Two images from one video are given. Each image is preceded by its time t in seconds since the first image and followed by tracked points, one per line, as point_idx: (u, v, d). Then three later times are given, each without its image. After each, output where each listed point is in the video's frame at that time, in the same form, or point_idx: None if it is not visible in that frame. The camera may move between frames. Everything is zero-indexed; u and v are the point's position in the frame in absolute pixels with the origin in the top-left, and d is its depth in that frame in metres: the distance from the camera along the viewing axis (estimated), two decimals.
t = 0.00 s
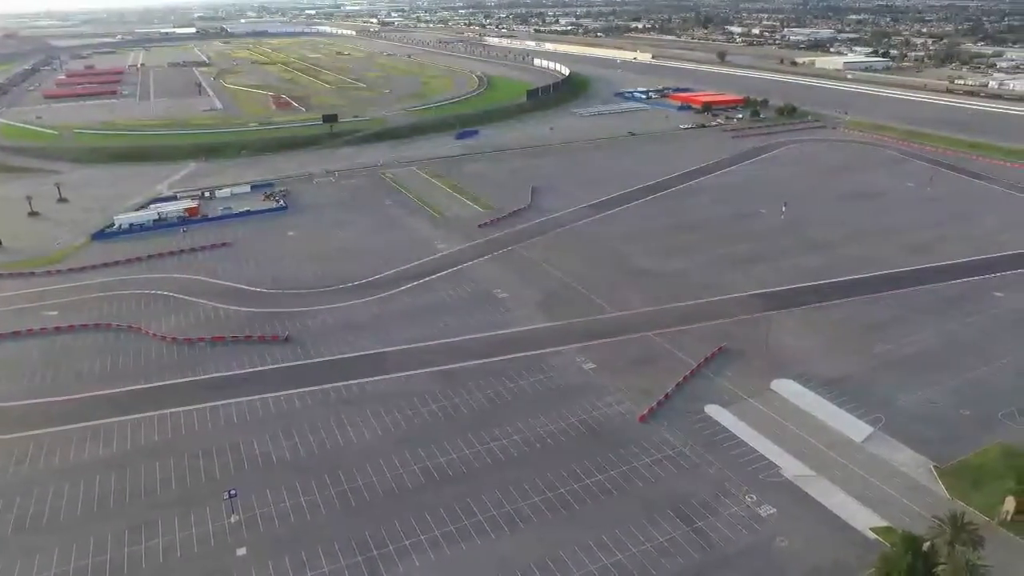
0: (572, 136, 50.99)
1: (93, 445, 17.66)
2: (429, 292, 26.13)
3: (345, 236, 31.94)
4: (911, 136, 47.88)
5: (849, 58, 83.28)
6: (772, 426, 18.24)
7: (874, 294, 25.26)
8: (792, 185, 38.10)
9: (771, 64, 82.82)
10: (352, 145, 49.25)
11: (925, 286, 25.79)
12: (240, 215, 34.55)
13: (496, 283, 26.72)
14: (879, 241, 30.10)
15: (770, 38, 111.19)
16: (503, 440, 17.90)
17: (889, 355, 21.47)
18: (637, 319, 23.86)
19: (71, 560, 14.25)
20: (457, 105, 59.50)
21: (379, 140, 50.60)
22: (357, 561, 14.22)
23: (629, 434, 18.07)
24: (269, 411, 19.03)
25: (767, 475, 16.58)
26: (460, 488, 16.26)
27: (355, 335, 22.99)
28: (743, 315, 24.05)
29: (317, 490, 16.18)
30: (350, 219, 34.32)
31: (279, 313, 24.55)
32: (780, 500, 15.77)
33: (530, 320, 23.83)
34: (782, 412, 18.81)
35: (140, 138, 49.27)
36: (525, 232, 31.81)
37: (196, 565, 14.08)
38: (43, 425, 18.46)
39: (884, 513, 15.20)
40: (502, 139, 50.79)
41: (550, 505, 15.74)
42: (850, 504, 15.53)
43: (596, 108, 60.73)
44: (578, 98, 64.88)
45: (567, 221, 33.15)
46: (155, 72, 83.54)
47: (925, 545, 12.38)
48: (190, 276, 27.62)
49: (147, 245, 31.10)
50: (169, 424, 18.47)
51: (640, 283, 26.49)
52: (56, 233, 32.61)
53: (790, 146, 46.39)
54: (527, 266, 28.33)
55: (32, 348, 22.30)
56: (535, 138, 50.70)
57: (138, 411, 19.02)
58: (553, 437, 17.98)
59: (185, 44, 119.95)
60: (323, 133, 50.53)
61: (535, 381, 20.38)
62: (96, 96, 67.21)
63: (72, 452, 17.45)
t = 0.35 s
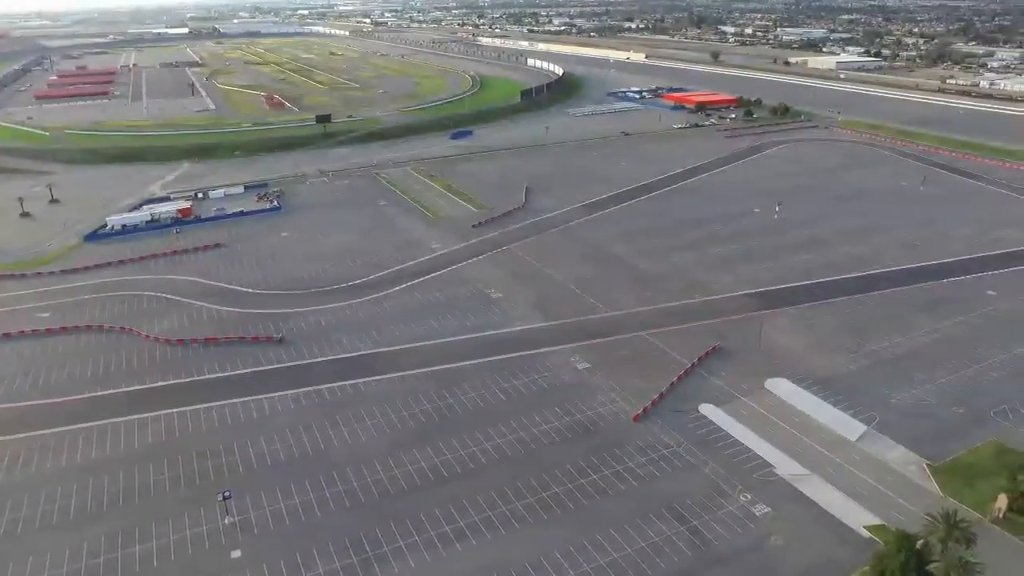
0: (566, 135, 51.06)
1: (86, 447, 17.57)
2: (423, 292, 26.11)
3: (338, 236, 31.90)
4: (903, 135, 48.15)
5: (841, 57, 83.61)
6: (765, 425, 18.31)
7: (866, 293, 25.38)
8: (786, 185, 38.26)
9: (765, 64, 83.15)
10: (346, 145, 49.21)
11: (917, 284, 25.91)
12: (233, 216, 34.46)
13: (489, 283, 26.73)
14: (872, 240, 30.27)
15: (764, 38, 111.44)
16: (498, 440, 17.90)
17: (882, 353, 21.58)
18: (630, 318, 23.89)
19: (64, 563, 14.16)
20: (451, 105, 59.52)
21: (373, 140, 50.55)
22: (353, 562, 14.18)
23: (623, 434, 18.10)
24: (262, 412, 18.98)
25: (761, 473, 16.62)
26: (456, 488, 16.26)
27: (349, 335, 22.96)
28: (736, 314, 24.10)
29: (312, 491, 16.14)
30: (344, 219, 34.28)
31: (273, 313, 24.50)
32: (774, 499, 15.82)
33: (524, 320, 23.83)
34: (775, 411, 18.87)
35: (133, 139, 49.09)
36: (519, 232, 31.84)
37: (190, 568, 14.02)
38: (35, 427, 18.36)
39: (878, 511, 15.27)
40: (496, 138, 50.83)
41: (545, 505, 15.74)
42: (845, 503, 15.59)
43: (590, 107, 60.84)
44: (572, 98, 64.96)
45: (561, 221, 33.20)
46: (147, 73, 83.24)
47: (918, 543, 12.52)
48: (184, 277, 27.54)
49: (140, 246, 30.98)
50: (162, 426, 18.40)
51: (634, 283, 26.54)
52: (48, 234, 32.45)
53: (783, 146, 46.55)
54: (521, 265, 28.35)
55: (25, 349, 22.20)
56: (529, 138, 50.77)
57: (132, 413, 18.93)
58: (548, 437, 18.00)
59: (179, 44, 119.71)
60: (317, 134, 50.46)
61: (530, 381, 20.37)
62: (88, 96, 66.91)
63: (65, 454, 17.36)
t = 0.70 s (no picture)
0: (563, 135, 51.06)
1: (82, 448, 17.50)
2: (420, 292, 26.08)
3: (334, 236, 31.85)
4: (899, 134, 48.30)
5: (836, 57, 83.80)
6: (762, 425, 18.32)
7: (861, 292, 25.42)
8: (781, 184, 38.32)
9: (761, 63, 83.33)
10: (342, 145, 49.13)
11: (913, 283, 25.98)
12: (229, 216, 34.36)
13: (486, 283, 26.71)
14: (867, 239, 30.32)
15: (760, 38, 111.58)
16: (495, 440, 17.89)
17: (878, 352, 21.63)
18: (627, 318, 23.91)
19: (60, 564, 14.11)
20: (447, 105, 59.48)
21: (369, 139, 50.49)
22: (350, 562, 14.17)
23: (620, 434, 18.11)
24: (258, 413, 18.93)
25: (758, 473, 16.65)
26: (453, 488, 16.25)
27: (346, 336, 22.93)
28: (732, 314, 24.14)
29: (309, 491, 16.12)
30: (340, 219, 34.21)
31: (269, 314, 24.44)
32: (771, 498, 15.84)
33: (521, 320, 23.82)
34: (772, 410, 18.89)
35: (128, 139, 48.93)
36: (515, 232, 31.82)
37: (187, 569, 13.98)
38: (30, 428, 18.28)
39: (875, 510, 15.30)
40: (492, 138, 50.80)
41: (542, 505, 15.73)
42: (841, 502, 15.61)
43: (586, 107, 60.85)
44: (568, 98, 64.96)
45: (557, 221, 33.20)
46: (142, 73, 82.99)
47: (914, 541, 12.57)
48: (179, 278, 27.45)
49: (136, 247, 30.88)
50: (158, 427, 18.34)
51: (630, 282, 26.55)
52: (44, 235, 32.34)
53: (778, 146, 46.63)
54: (517, 265, 28.34)
55: (20, 350, 22.10)
56: (525, 138, 50.75)
57: (128, 414, 18.87)
58: (545, 437, 17.99)
59: (175, 43, 119.42)
60: (313, 134, 50.36)
61: (526, 381, 20.37)
62: (83, 96, 66.68)
63: (61, 455, 17.29)
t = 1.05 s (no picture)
0: (553, 135, 51.08)
1: (70, 452, 17.35)
2: (411, 292, 26.04)
3: (324, 237, 31.73)
4: (887, 133, 48.61)
5: (825, 56, 84.20)
6: (752, 423, 18.40)
7: (850, 290, 25.58)
8: (770, 183, 38.49)
9: (751, 62, 83.63)
10: (332, 145, 48.95)
11: (901, 281, 26.17)
12: (218, 217, 34.17)
13: (476, 283, 26.68)
14: (856, 237, 30.52)
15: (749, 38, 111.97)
16: (486, 440, 17.88)
17: (866, 350, 21.78)
18: (617, 317, 23.95)
19: (48, 568, 13.98)
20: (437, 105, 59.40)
21: (359, 139, 50.35)
22: (341, 563, 14.12)
23: (611, 433, 18.14)
24: (249, 414, 18.84)
25: (748, 470, 16.72)
26: (444, 488, 16.22)
27: (336, 336, 22.85)
28: (722, 312, 24.24)
29: (299, 493, 16.05)
30: (330, 220, 34.10)
31: (258, 315, 24.32)
32: (761, 495, 15.93)
33: (511, 320, 23.82)
34: (762, 408, 18.97)
35: (116, 140, 48.58)
36: (505, 232, 31.80)
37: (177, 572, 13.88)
38: (17, 431, 18.10)
39: (865, 507, 15.40)
40: (482, 138, 50.77)
41: (533, 505, 15.74)
42: (831, 499, 15.70)
43: (576, 107, 60.92)
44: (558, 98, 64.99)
45: (548, 220, 33.22)
46: (130, 73, 82.38)
47: (903, 536, 12.65)
48: (168, 279, 27.27)
49: (124, 248, 30.66)
50: (148, 429, 18.21)
51: (621, 282, 26.60)
52: (31, 236, 32.05)
53: (767, 145, 46.83)
54: (508, 265, 28.33)
55: (7, 353, 21.90)
56: (515, 138, 50.73)
57: (117, 416, 18.72)
58: (535, 437, 18.00)
59: (163, 44, 118.64)
60: (303, 134, 50.18)
61: (517, 381, 20.37)
62: (70, 97, 66.15)
63: (49, 459, 17.13)
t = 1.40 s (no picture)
0: (530, 134, 51.12)
1: (43, 460, 16.99)
2: (389, 293, 25.91)
3: (301, 238, 31.46)
4: (858, 130, 49.34)
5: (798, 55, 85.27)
6: (731, 419, 18.58)
7: (825, 286, 25.94)
8: (745, 180, 38.88)
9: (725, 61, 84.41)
10: (308, 146, 48.56)
11: (873, 276, 26.58)
12: (193, 219, 33.73)
13: (455, 283, 26.62)
14: (829, 233, 30.97)
15: (723, 36, 113.04)
16: (466, 440, 17.86)
17: (841, 344, 22.09)
18: (596, 316, 24.04)
19: None
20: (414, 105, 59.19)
21: (335, 140, 50.01)
22: (322, 567, 14.01)
23: (592, 431, 18.20)
24: (227, 419, 18.61)
25: (728, 465, 16.88)
26: (425, 489, 16.17)
27: (314, 339, 22.67)
28: (700, 309, 24.46)
29: (279, 496, 15.89)
30: (306, 221, 33.82)
31: (235, 318, 24.04)
32: (741, 489, 16.09)
33: (491, 320, 23.81)
34: (740, 404, 19.16)
35: (87, 142, 47.75)
36: (484, 232, 31.78)
37: None
38: None
39: (842, 499, 15.63)
40: (459, 138, 50.70)
41: (514, 504, 15.75)
42: (809, 493, 15.90)
43: (553, 106, 61.04)
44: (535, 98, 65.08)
45: (526, 220, 33.24)
46: (100, 75, 81.03)
47: (880, 528, 12.86)
48: (142, 283, 26.86)
49: (96, 252, 30.14)
50: (123, 435, 17.90)
51: (599, 280, 26.71)
52: None
53: (742, 143, 47.31)
54: (487, 265, 28.30)
55: None
56: (492, 137, 50.74)
57: (91, 423, 18.39)
58: (516, 436, 18.00)
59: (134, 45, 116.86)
60: (278, 135, 49.71)
61: (496, 381, 20.36)
62: (39, 99, 64.93)
63: (21, 467, 16.77)
